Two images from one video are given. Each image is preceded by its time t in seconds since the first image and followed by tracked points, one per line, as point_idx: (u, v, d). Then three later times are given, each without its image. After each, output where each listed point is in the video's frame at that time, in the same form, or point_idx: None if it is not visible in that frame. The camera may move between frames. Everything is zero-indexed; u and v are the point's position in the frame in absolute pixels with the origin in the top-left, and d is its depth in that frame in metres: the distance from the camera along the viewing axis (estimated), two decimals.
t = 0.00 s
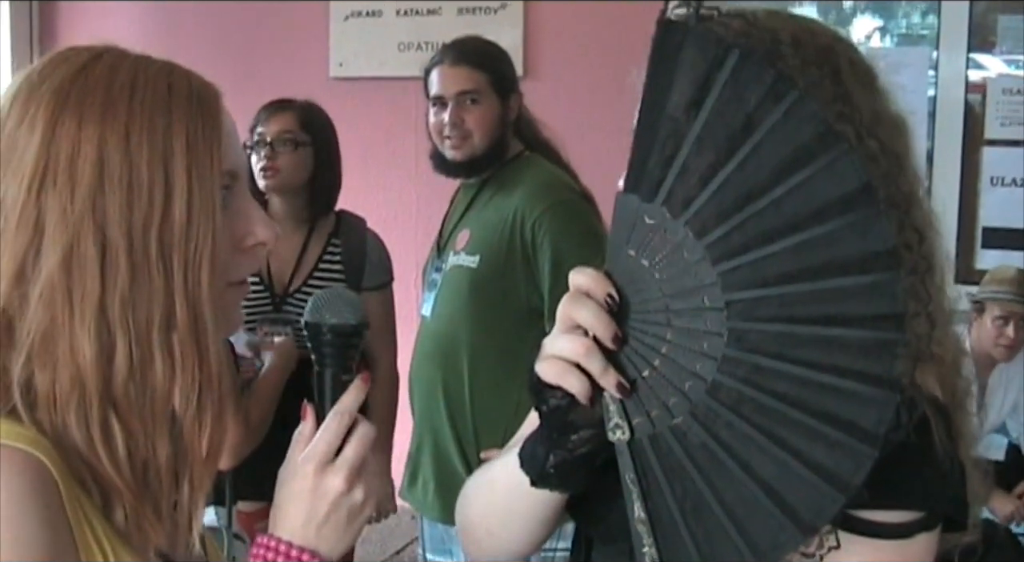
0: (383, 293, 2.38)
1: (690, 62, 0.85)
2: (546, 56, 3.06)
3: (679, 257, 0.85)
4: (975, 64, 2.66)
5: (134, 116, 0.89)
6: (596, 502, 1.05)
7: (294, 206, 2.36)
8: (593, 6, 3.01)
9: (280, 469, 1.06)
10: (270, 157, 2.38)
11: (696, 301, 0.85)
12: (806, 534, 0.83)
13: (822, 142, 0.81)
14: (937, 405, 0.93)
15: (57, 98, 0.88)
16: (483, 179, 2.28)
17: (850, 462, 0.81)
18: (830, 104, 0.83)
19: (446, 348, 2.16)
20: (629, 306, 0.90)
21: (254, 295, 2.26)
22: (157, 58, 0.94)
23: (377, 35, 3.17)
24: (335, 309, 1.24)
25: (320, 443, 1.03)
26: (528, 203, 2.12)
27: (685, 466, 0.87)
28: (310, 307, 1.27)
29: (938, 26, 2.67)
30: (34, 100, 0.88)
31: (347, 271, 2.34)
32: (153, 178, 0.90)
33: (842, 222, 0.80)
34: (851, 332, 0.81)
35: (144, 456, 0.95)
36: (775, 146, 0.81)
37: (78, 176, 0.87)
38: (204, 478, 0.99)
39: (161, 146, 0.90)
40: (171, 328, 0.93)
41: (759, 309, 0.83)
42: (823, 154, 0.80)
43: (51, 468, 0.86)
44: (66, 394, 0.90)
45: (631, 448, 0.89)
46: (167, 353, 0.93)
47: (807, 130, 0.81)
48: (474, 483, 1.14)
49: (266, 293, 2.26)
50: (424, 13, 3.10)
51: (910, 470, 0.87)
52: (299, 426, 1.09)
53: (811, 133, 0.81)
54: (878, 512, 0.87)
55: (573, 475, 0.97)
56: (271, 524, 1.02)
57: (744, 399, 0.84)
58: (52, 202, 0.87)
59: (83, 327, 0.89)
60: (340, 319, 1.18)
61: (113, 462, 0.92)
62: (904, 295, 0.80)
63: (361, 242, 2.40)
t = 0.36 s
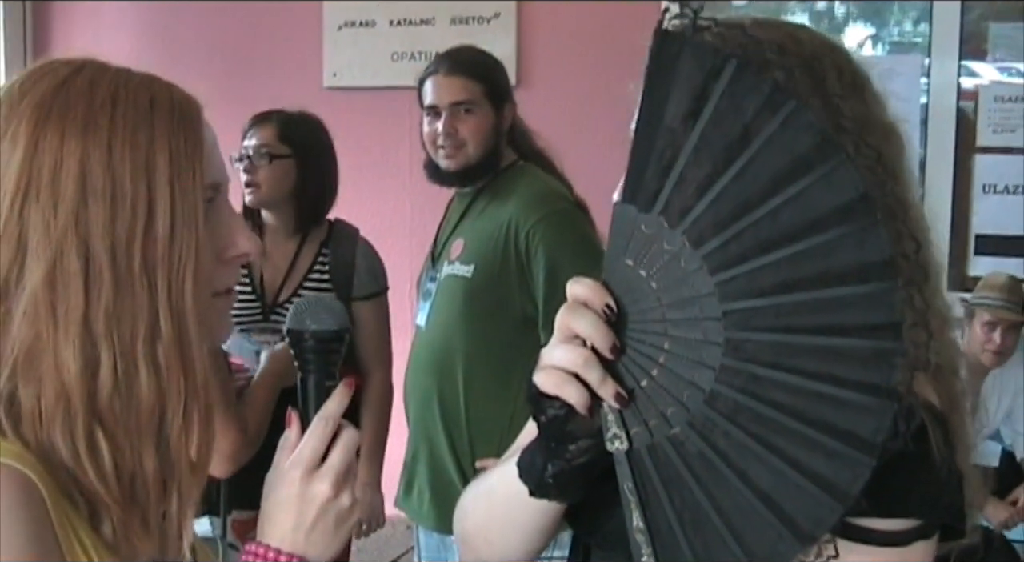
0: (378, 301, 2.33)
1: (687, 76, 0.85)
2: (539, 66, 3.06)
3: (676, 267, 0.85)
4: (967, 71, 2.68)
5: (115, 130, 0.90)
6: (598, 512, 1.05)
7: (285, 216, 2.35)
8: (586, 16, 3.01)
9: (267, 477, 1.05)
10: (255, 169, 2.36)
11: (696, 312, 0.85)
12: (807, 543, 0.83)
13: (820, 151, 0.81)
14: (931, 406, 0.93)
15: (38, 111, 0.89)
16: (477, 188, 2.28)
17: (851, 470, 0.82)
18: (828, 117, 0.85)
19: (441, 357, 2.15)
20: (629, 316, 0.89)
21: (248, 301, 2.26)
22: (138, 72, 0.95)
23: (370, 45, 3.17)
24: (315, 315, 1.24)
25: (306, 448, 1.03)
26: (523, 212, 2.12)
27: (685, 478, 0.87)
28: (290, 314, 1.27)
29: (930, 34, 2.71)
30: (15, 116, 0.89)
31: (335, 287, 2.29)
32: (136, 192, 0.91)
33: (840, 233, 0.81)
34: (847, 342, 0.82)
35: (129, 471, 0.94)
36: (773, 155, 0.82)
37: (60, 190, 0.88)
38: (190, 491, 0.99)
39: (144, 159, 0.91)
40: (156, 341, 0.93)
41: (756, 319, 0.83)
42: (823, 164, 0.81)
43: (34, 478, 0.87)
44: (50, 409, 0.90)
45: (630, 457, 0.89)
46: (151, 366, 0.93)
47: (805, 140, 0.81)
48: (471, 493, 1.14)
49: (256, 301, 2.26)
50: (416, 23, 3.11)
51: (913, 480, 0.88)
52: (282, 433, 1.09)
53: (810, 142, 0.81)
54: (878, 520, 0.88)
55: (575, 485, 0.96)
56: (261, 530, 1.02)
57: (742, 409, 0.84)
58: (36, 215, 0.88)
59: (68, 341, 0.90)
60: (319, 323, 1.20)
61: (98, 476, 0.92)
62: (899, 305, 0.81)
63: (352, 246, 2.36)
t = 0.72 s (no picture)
0: (377, 310, 2.33)
1: (705, 89, 0.85)
2: (538, 75, 3.05)
3: (691, 280, 0.85)
4: (966, 81, 2.67)
5: (125, 138, 0.90)
6: (602, 524, 1.03)
7: (279, 227, 2.35)
8: (585, 25, 3.01)
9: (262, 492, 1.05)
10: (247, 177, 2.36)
11: (714, 326, 0.84)
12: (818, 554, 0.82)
13: (840, 167, 0.81)
14: (939, 414, 0.93)
15: (48, 119, 0.89)
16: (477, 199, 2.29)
17: (870, 484, 0.81)
18: (847, 128, 0.85)
19: (441, 365, 2.16)
20: (644, 329, 0.89)
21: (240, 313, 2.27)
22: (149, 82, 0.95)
23: (369, 54, 3.17)
24: (314, 330, 1.26)
25: (304, 459, 1.04)
26: (523, 221, 2.12)
27: (700, 490, 0.86)
28: (286, 329, 1.28)
29: (929, 45, 2.68)
30: (26, 121, 0.89)
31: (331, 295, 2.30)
32: (143, 200, 0.91)
33: (862, 247, 0.80)
34: (869, 357, 0.80)
35: (130, 477, 0.95)
36: (792, 168, 0.81)
37: (69, 197, 0.88)
38: (190, 500, 0.99)
39: (152, 168, 0.91)
40: (161, 351, 0.93)
41: (774, 332, 0.82)
42: (844, 179, 0.80)
43: (30, 485, 0.87)
44: (53, 414, 0.91)
45: (646, 472, 0.88)
46: (156, 375, 0.93)
47: (824, 154, 0.80)
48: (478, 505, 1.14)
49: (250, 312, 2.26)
50: (416, 32, 3.11)
51: (927, 495, 0.89)
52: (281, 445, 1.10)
53: (829, 156, 0.80)
54: (895, 534, 0.89)
55: (586, 497, 0.97)
56: (256, 542, 1.02)
57: (758, 423, 0.83)
58: (44, 222, 0.88)
59: (74, 347, 0.90)
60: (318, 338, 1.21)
61: (99, 482, 0.93)
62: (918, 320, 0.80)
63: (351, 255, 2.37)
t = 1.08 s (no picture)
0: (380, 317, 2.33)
1: (725, 101, 0.83)
2: (540, 83, 3.05)
3: (707, 292, 0.83)
4: (968, 89, 2.67)
5: (130, 142, 0.91)
6: (611, 532, 1.04)
7: (281, 236, 2.36)
8: (586, 32, 3.00)
9: (275, 484, 1.06)
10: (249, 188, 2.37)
11: (731, 338, 0.82)
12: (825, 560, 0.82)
13: (858, 181, 0.79)
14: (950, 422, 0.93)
15: (54, 128, 0.90)
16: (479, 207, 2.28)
17: (881, 497, 0.80)
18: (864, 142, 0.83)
19: (445, 371, 2.16)
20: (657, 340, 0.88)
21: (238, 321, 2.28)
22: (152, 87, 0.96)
23: (372, 61, 3.17)
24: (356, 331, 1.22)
25: (322, 452, 1.03)
26: (527, 228, 2.12)
27: (711, 501, 0.86)
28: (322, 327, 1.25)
29: (930, 53, 2.68)
30: (30, 132, 0.90)
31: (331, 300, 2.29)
32: (151, 203, 0.91)
33: (883, 264, 0.78)
34: (882, 371, 0.79)
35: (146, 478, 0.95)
36: (809, 183, 0.79)
37: (77, 205, 0.89)
38: (204, 498, 1.00)
39: (158, 172, 0.92)
40: (171, 353, 0.94)
41: (789, 344, 0.80)
42: (864, 197, 0.79)
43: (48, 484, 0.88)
44: (66, 422, 0.91)
45: (658, 483, 0.88)
46: (167, 378, 0.94)
47: (841, 169, 0.79)
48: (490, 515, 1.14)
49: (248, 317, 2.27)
50: (418, 40, 3.11)
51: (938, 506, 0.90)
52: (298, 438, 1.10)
53: (846, 170, 0.79)
54: (902, 542, 0.90)
55: (597, 507, 1.00)
56: (269, 533, 1.03)
57: (770, 434, 0.82)
58: (53, 229, 0.89)
59: (85, 352, 0.90)
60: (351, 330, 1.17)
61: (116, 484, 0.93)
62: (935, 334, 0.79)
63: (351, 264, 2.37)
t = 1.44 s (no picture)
0: (381, 324, 2.33)
1: (731, 118, 0.84)
2: (540, 90, 3.05)
3: (712, 312, 0.84)
4: (967, 98, 2.68)
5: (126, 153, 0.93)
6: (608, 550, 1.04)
7: (283, 240, 2.35)
8: (586, 41, 3.00)
9: (335, 453, 1.07)
10: (252, 191, 2.37)
11: (732, 358, 0.83)
12: None
13: (863, 202, 0.79)
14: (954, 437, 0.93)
15: (53, 137, 0.92)
16: (480, 215, 2.27)
17: (882, 520, 0.79)
18: (872, 161, 0.83)
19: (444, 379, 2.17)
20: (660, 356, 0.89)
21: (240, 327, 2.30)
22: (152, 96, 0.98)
23: (374, 68, 3.18)
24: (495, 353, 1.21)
25: (411, 447, 1.04)
26: (528, 238, 2.13)
27: (714, 519, 0.86)
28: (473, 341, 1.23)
29: (930, 62, 2.69)
30: (33, 137, 0.92)
31: (332, 308, 2.29)
32: (148, 212, 0.93)
33: (887, 287, 0.78)
34: (888, 394, 0.78)
35: (140, 483, 0.97)
36: (816, 203, 0.80)
37: (74, 215, 0.91)
38: (196, 506, 1.02)
39: (156, 181, 0.93)
40: (168, 362, 0.96)
41: (791, 366, 0.81)
42: (865, 217, 0.79)
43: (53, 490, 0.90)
44: (64, 429, 0.93)
45: (660, 501, 0.89)
46: (163, 390, 0.96)
47: (847, 190, 0.79)
48: (496, 524, 1.17)
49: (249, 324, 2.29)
50: (420, 48, 3.12)
51: (943, 521, 0.92)
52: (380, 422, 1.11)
53: (852, 193, 0.79)
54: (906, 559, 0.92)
55: (596, 529, 0.99)
56: (308, 501, 1.05)
57: (772, 455, 0.82)
58: (51, 237, 0.91)
59: (82, 360, 0.93)
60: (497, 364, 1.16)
61: (113, 489, 0.95)
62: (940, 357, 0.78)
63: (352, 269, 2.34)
